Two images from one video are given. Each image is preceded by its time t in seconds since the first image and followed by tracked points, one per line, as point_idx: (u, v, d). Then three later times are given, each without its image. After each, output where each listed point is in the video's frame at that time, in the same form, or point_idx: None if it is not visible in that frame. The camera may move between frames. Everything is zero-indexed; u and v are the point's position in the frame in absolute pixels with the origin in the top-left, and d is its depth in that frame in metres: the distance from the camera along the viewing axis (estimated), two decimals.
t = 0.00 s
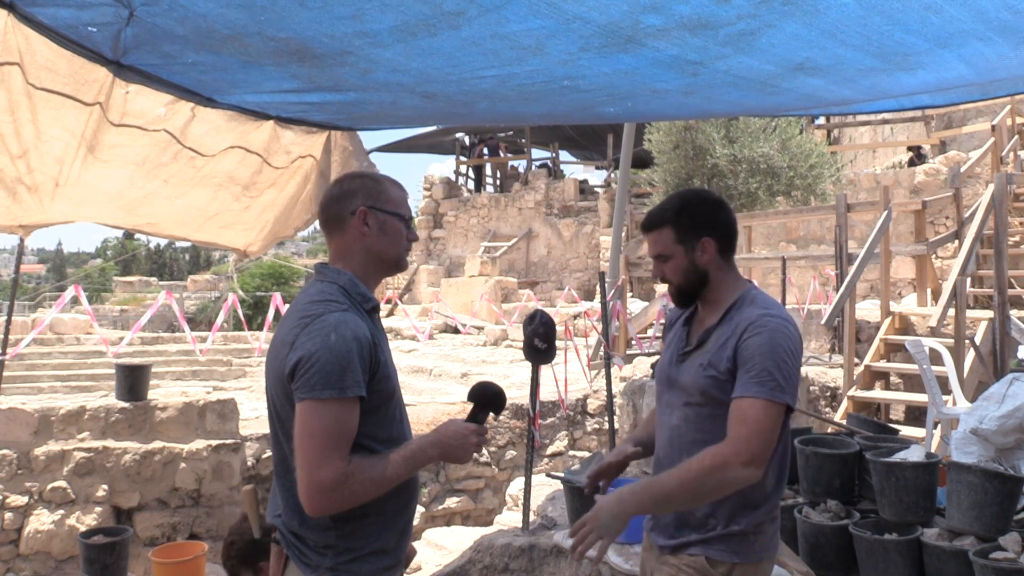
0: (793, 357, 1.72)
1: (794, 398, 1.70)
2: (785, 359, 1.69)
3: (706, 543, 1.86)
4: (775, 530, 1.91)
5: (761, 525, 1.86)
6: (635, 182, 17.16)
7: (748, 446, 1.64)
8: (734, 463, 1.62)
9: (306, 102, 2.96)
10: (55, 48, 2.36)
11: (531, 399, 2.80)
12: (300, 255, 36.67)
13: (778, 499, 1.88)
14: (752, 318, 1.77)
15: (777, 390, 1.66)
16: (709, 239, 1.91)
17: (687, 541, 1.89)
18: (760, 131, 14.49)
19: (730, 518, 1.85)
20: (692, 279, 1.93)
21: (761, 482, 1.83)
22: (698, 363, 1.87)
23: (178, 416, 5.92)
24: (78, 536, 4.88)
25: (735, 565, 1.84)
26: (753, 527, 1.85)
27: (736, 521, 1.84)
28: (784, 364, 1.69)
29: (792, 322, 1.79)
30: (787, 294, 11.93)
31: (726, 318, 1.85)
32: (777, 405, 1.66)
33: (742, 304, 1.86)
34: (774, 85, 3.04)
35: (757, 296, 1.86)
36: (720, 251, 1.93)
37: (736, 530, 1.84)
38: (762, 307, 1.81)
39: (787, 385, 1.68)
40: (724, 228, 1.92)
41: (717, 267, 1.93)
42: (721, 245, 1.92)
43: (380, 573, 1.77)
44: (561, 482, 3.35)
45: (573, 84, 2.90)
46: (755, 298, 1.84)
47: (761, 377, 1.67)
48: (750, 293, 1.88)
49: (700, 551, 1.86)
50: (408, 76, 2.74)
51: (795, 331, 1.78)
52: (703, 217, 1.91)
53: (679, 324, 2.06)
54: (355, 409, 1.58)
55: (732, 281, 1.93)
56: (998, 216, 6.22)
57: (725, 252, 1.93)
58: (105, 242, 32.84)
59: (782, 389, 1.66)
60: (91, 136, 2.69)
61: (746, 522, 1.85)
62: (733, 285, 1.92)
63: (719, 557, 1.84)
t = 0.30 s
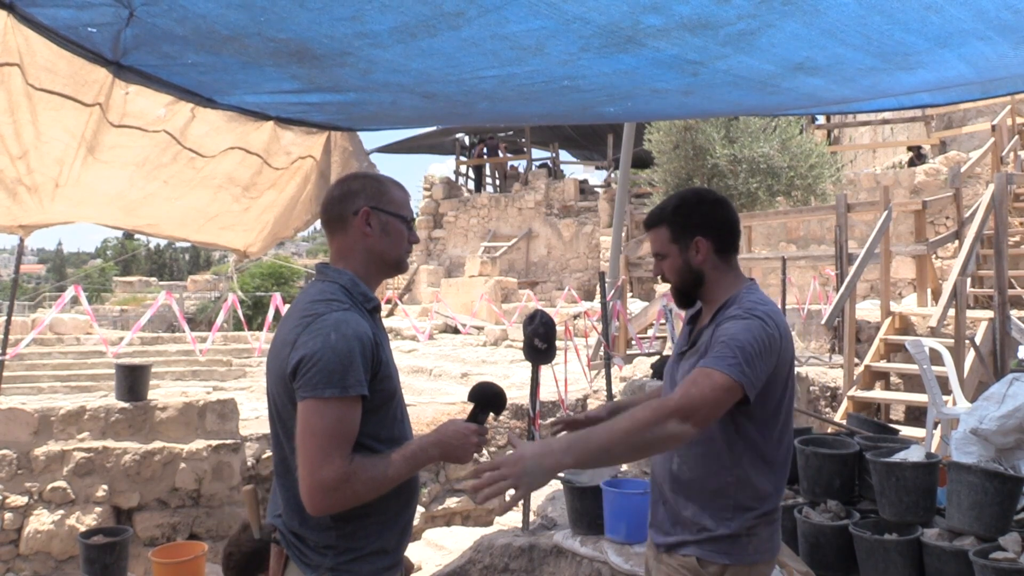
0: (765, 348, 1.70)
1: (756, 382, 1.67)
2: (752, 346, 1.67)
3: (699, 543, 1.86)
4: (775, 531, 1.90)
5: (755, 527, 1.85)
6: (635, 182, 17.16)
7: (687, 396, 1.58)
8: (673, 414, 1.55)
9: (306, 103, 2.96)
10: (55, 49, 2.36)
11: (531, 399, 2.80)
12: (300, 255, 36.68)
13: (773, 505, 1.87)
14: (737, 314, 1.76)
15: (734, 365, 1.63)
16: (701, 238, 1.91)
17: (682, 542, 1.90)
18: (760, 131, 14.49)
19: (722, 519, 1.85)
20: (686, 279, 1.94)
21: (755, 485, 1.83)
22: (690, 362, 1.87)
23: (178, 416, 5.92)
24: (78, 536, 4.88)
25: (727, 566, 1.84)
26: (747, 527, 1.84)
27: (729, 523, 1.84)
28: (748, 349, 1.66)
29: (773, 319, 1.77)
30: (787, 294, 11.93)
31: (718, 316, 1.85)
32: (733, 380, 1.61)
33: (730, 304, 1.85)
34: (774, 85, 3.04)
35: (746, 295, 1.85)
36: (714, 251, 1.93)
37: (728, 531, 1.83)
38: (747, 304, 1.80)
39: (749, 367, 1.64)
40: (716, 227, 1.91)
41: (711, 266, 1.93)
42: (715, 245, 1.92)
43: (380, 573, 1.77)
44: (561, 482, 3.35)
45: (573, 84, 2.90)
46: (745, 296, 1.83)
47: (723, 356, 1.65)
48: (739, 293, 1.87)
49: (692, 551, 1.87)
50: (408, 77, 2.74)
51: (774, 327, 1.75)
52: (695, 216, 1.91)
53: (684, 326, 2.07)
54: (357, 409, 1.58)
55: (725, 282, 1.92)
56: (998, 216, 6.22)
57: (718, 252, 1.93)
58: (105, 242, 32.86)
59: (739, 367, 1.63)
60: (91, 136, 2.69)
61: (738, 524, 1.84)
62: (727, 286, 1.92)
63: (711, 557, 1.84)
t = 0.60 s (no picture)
0: (758, 347, 1.69)
1: (758, 381, 1.66)
2: (745, 344, 1.66)
3: (694, 544, 1.87)
4: (775, 531, 1.90)
5: (751, 528, 1.85)
6: (635, 182, 17.16)
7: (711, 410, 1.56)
8: (710, 429, 1.53)
9: (306, 103, 2.96)
10: (54, 49, 2.36)
11: (531, 400, 2.79)
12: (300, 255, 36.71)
13: (768, 506, 1.86)
14: (726, 314, 1.76)
15: (734, 366, 1.62)
16: (687, 241, 1.91)
17: (678, 542, 1.90)
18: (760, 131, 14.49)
19: (717, 520, 1.84)
20: (674, 281, 1.95)
21: (748, 486, 1.83)
22: (682, 363, 1.87)
23: (178, 416, 5.92)
24: (78, 536, 4.88)
25: (724, 567, 1.84)
26: (743, 529, 1.84)
27: (722, 523, 1.84)
28: (744, 348, 1.65)
29: (762, 317, 1.77)
30: (787, 294, 11.93)
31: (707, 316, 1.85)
32: (738, 382, 1.61)
33: (719, 304, 1.85)
34: (774, 85, 3.04)
35: (734, 294, 1.85)
36: (701, 251, 1.93)
37: (724, 533, 1.83)
38: (736, 304, 1.79)
39: (749, 366, 1.63)
40: (705, 230, 1.91)
41: (698, 268, 1.93)
42: (701, 246, 1.92)
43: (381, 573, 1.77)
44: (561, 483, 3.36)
45: (574, 85, 2.90)
46: (734, 297, 1.83)
47: (721, 356, 1.64)
48: (728, 293, 1.87)
49: (688, 552, 1.87)
50: (408, 77, 2.73)
51: (764, 325, 1.75)
52: (679, 218, 1.91)
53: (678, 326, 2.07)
54: (360, 408, 1.58)
55: (715, 282, 1.93)
56: (998, 216, 6.22)
57: (706, 253, 1.93)
58: (105, 242, 32.87)
59: (743, 367, 1.62)
60: (91, 137, 2.69)
61: (733, 525, 1.84)
62: (717, 285, 1.92)
63: (707, 558, 1.84)
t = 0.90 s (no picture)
0: (755, 348, 1.69)
1: (756, 385, 1.65)
2: (741, 347, 1.66)
3: (698, 545, 1.87)
4: (778, 532, 1.89)
5: (754, 529, 1.84)
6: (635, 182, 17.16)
7: (713, 417, 1.55)
8: (713, 437, 1.52)
9: (306, 103, 2.95)
10: (54, 49, 2.35)
11: (531, 400, 2.79)
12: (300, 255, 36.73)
13: (770, 506, 1.86)
14: (724, 316, 1.76)
15: (728, 371, 1.62)
16: (686, 242, 1.91)
17: (681, 543, 1.91)
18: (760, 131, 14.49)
19: (721, 521, 1.84)
20: (672, 282, 1.94)
21: (748, 487, 1.82)
22: (680, 364, 1.87)
23: (178, 416, 5.92)
24: (78, 536, 4.88)
25: (727, 569, 1.83)
26: (746, 530, 1.84)
27: (726, 524, 1.84)
28: (739, 351, 1.65)
29: (758, 317, 1.76)
30: (787, 295, 11.94)
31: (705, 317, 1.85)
32: (733, 386, 1.60)
33: (716, 304, 1.85)
34: (774, 86, 3.03)
35: (732, 295, 1.84)
36: (698, 251, 1.93)
37: (728, 534, 1.83)
38: (733, 304, 1.79)
39: (744, 370, 1.62)
40: (703, 232, 1.92)
41: (695, 270, 1.93)
42: (698, 246, 1.92)
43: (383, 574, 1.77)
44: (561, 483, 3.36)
45: (574, 85, 2.90)
46: (731, 297, 1.83)
47: (717, 360, 1.64)
48: (725, 293, 1.86)
49: (692, 554, 1.87)
50: (408, 77, 2.73)
51: (759, 325, 1.75)
52: (677, 220, 1.91)
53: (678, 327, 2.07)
54: (367, 409, 1.58)
55: (713, 282, 1.93)
56: (998, 216, 6.21)
57: (703, 253, 1.93)
58: (105, 242, 32.89)
59: (737, 371, 1.61)
60: (91, 137, 2.69)
61: (738, 526, 1.83)
62: (715, 286, 1.92)
63: (710, 560, 1.84)
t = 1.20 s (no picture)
0: (757, 344, 1.69)
1: (756, 379, 1.65)
2: (743, 341, 1.65)
3: (699, 544, 1.86)
4: (778, 532, 1.89)
5: (755, 529, 1.84)
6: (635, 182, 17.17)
7: (705, 402, 1.55)
8: (699, 420, 1.53)
9: (306, 103, 2.95)
10: (54, 49, 2.35)
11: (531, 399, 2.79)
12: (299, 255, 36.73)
13: (771, 506, 1.86)
14: (729, 310, 1.75)
15: (726, 362, 1.62)
16: (696, 240, 1.91)
17: (681, 543, 1.90)
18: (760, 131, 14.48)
19: (723, 521, 1.83)
20: (678, 280, 1.94)
21: (748, 486, 1.82)
22: (683, 360, 1.87)
23: (178, 416, 5.93)
24: (78, 536, 4.88)
25: (728, 569, 1.83)
26: (748, 530, 1.83)
27: (727, 523, 1.83)
28: (741, 345, 1.65)
29: (761, 314, 1.76)
30: (787, 295, 11.94)
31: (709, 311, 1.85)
32: (731, 378, 1.60)
33: (720, 301, 1.84)
34: (774, 87, 3.03)
35: (736, 292, 1.84)
36: (707, 250, 1.92)
37: (729, 533, 1.83)
38: (738, 301, 1.79)
39: (743, 363, 1.62)
40: (713, 231, 1.91)
41: (702, 267, 1.93)
42: (707, 245, 1.92)
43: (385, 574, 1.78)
44: (561, 483, 3.36)
45: (574, 85, 2.89)
46: (736, 293, 1.83)
47: (717, 352, 1.64)
48: (731, 291, 1.86)
49: (693, 554, 1.86)
50: (408, 77, 2.73)
51: (763, 322, 1.74)
52: (687, 218, 1.91)
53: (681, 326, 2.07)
54: (377, 407, 1.58)
55: (720, 281, 1.92)
56: (998, 216, 6.20)
57: (712, 252, 1.92)
58: (105, 242, 32.90)
59: (736, 363, 1.61)
60: (91, 137, 2.68)
61: (738, 525, 1.83)
62: (721, 285, 1.92)
63: (712, 560, 1.83)
